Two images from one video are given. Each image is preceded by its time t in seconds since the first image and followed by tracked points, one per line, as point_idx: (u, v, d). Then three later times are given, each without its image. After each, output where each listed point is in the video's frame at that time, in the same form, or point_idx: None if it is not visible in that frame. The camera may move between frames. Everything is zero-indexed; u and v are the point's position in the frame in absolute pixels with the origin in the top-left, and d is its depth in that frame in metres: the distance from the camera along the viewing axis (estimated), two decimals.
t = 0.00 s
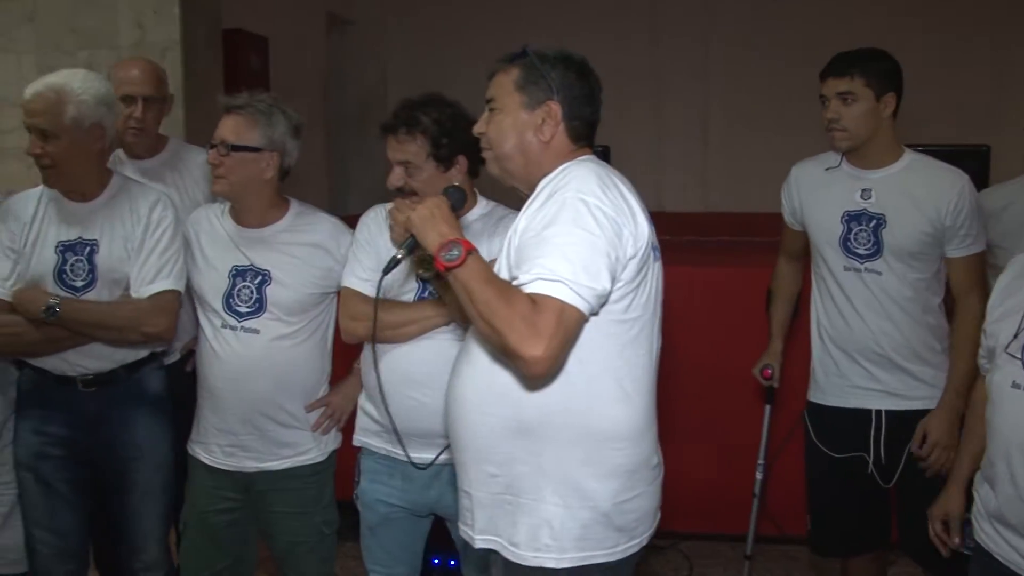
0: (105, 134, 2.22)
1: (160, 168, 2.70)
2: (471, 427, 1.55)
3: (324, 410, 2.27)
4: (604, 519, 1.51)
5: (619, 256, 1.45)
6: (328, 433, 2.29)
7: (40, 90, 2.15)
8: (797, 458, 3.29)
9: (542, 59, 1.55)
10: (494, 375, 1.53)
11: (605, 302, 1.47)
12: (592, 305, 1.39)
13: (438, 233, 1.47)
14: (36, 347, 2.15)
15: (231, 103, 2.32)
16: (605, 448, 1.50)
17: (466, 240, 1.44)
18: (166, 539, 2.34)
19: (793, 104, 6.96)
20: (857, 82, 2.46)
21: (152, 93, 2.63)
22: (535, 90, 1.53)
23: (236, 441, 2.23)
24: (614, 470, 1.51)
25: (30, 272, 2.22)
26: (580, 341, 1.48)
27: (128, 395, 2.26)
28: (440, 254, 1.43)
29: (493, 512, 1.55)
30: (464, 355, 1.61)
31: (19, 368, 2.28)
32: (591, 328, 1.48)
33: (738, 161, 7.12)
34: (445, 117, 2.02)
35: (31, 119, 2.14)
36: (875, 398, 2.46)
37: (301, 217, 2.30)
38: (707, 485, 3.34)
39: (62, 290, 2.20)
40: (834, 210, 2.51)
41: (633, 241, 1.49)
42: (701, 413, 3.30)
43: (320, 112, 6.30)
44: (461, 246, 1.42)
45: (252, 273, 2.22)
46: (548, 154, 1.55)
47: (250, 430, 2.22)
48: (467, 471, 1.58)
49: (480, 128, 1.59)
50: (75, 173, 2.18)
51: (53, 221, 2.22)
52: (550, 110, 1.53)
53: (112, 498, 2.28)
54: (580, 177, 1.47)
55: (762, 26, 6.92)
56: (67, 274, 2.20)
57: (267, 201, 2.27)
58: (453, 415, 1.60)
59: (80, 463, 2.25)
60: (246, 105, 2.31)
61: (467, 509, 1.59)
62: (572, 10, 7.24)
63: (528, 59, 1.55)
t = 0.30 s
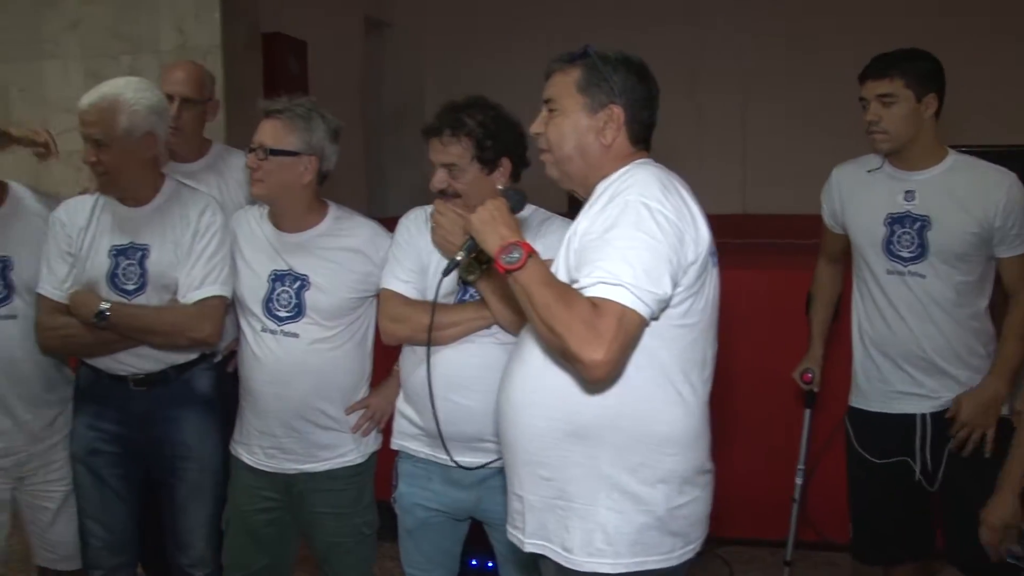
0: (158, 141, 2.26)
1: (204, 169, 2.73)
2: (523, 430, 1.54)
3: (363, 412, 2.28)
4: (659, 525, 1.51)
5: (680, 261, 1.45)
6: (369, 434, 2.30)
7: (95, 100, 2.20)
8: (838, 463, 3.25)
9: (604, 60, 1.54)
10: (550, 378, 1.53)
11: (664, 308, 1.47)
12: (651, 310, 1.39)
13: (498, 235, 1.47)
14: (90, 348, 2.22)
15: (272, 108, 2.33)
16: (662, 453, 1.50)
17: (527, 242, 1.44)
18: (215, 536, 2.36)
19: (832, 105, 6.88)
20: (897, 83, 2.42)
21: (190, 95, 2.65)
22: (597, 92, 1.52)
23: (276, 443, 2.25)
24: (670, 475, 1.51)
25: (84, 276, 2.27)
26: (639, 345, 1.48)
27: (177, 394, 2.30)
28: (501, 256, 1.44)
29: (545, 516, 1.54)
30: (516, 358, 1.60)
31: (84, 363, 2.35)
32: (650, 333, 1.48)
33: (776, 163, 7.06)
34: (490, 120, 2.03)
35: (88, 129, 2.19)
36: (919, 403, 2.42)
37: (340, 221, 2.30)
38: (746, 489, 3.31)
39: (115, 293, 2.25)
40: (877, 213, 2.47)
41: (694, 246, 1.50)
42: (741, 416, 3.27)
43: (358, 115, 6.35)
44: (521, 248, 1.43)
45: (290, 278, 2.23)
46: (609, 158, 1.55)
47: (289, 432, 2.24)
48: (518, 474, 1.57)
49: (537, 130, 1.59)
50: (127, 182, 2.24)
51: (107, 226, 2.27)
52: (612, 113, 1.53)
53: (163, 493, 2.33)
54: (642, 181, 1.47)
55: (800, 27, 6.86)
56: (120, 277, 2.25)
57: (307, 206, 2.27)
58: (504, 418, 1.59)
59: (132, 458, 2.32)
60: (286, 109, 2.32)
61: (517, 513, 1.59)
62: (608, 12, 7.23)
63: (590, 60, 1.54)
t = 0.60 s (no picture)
0: (256, 139, 2.34)
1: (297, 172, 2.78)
2: (631, 447, 1.54)
3: (448, 412, 2.28)
4: (776, 545, 1.50)
5: (801, 273, 1.41)
6: (453, 434, 2.29)
7: (199, 102, 2.25)
8: (935, 476, 3.13)
9: (718, 57, 1.50)
10: (659, 394, 1.51)
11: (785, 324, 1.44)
12: (769, 326, 1.36)
13: (607, 242, 1.45)
14: (190, 343, 2.28)
15: (362, 108, 2.36)
16: (778, 473, 1.48)
17: (638, 250, 1.41)
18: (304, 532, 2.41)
19: (929, 105, 6.64)
20: (994, 82, 2.38)
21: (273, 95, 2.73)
22: (709, 93, 1.49)
23: (363, 442, 2.27)
24: (787, 495, 1.50)
25: (183, 273, 2.34)
26: (757, 363, 1.47)
27: (272, 393, 2.35)
28: (610, 265, 1.41)
29: (654, 535, 1.54)
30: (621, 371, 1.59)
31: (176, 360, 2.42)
32: (769, 351, 1.47)
33: (869, 164, 6.85)
34: (588, 121, 2.01)
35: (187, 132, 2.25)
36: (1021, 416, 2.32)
37: (432, 223, 2.32)
38: (837, 499, 3.22)
39: (213, 290, 2.32)
40: (979, 217, 2.38)
41: (818, 257, 1.46)
42: (832, 424, 3.19)
43: (444, 117, 6.41)
44: (631, 258, 1.40)
45: (379, 278, 2.25)
46: (718, 162, 1.52)
47: (376, 432, 2.25)
48: (624, 492, 1.57)
49: (645, 127, 1.56)
50: (224, 182, 2.31)
51: (206, 224, 2.34)
52: (725, 116, 1.49)
53: (257, 489, 2.39)
54: (764, 190, 1.44)
55: (896, 24, 6.63)
56: (217, 274, 2.31)
57: (397, 205, 2.29)
58: (607, 435, 1.59)
59: (228, 455, 2.38)
60: (373, 109, 2.35)
61: (623, 531, 1.58)
62: (696, 12, 7.12)
63: (703, 57, 1.50)
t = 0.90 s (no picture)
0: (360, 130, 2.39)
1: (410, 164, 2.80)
2: (798, 467, 1.48)
3: (567, 403, 2.41)
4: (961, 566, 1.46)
5: (994, 275, 1.33)
6: (576, 421, 2.46)
7: (321, 92, 2.27)
8: None
9: (875, 33, 1.41)
10: (828, 416, 1.44)
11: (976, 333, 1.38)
12: (959, 335, 1.29)
13: (765, 243, 1.39)
14: (303, 335, 2.31)
15: (480, 93, 2.56)
16: (964, 492, 1.44)
17: (802, 251, 1.35)
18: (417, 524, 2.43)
19: None
20: None
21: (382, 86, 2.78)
22: (868, 74, 1.40)
23: (485, 433, 2.43)
24: (972, 514, 1.45)
25: (293, 266, 2.36)
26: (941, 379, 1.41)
27: (384, 384, 2.36)
28: (774, 269, 1.35)
29: (824, 559, 1.50)
30: (778, 384, 1.52)
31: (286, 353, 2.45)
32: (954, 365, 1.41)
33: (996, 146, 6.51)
34: (712, 107, 1.97)
35: (303, 127, 2.28)
36: None
37: (545, 207, 2.46)
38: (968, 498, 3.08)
39: (325, 282, 2.33)
40: None
41: (1011, 256, 1.37)
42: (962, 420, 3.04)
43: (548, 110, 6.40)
44: (796, 260, 1.34)
45: (496, 267, 2.42)
46: (872, 151, 1.45)
47: (498, 422, 2.42)
48: (788, 514, 1.52)
49: (790, 113, 1.49)
50: (340, 177, 2.34)
51: (317, 216, 2.36)
52: (886, 100, 1.41)
53: (370, 481, 2.40)
54: (949, 183, 1.35)
55: None
56: (328, 267, 2.33)
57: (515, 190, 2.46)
58: (764, 455, 1.54)
59: (341, 447, 2.41)
60: (490, 94, 2.54)
61: (788, 555, 1.54)
62: None
63: (858, 35, 1.42)
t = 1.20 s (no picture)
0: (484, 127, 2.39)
1: (527, 161, 2.80)
2: (982, 505, 1.50)
3: (689, 404, 2.40)
4: None
5: None
6: (696, 425, 2.42)
7: (449, 82, 2.30)
8: None
9: None
10: None
11: None
12: None
13: (967, 262, 1.43)
14: (418, 337, 2.31)
15: (595, 91, 2.53)
16: None
17: (1007, 270, 1.40)
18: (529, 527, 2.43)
19: None
20: None
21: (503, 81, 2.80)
22: None
23: (604, 431, 2.44)
24: None
25: (406, 266, 2.37)
26: None
27: (496, 388, 2.35)
28: (976, 288, 1.40)
29: None
30: (959, 411, 1.54)
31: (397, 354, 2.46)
32: None
33: None
34: (848, 103, 1.91)
35: (430, 121, 2.28)
36: None
37: (666, 201, 2.45)
38: None
39: (440, 284, 2.33)
40: None
41: None
42: None
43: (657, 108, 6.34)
44: (1002, 279, 1.39)
45: (615, 262, 2.42)
46: None
47: (617, 421, 2.42)
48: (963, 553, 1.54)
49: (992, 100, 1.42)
50: (463, 172, 2.33)
51: (432, 215, 2.36)
52: None
53: (482, 483, 2.40)
54: None
55: None
56: (443, 268, 2.33)
57: (628, 188, 2.46)
58: (941, 485, 1.56)
59: (453, 449, 2.41)
60: (605, 91, 2.51)
61: None
62: None
63: None
